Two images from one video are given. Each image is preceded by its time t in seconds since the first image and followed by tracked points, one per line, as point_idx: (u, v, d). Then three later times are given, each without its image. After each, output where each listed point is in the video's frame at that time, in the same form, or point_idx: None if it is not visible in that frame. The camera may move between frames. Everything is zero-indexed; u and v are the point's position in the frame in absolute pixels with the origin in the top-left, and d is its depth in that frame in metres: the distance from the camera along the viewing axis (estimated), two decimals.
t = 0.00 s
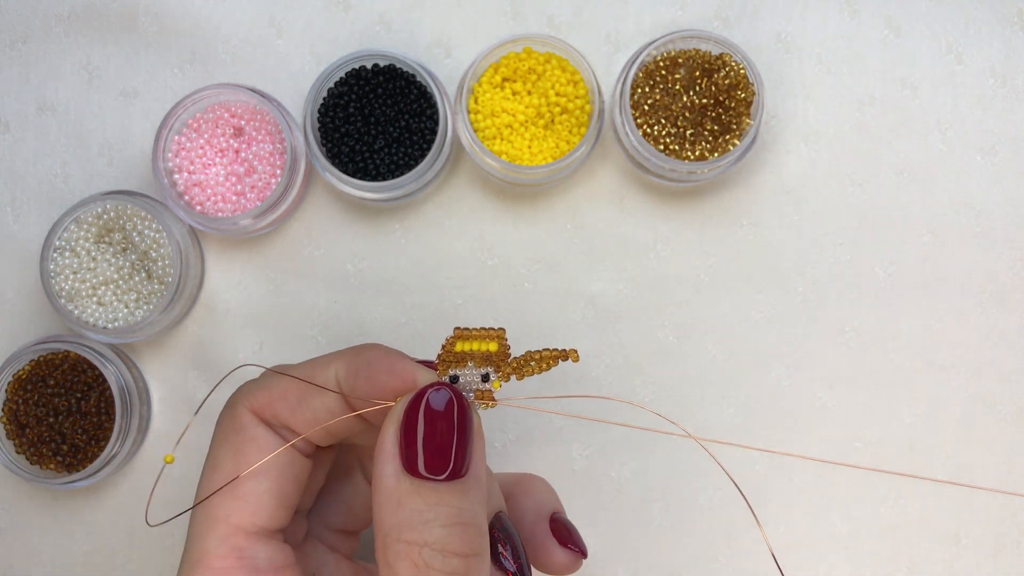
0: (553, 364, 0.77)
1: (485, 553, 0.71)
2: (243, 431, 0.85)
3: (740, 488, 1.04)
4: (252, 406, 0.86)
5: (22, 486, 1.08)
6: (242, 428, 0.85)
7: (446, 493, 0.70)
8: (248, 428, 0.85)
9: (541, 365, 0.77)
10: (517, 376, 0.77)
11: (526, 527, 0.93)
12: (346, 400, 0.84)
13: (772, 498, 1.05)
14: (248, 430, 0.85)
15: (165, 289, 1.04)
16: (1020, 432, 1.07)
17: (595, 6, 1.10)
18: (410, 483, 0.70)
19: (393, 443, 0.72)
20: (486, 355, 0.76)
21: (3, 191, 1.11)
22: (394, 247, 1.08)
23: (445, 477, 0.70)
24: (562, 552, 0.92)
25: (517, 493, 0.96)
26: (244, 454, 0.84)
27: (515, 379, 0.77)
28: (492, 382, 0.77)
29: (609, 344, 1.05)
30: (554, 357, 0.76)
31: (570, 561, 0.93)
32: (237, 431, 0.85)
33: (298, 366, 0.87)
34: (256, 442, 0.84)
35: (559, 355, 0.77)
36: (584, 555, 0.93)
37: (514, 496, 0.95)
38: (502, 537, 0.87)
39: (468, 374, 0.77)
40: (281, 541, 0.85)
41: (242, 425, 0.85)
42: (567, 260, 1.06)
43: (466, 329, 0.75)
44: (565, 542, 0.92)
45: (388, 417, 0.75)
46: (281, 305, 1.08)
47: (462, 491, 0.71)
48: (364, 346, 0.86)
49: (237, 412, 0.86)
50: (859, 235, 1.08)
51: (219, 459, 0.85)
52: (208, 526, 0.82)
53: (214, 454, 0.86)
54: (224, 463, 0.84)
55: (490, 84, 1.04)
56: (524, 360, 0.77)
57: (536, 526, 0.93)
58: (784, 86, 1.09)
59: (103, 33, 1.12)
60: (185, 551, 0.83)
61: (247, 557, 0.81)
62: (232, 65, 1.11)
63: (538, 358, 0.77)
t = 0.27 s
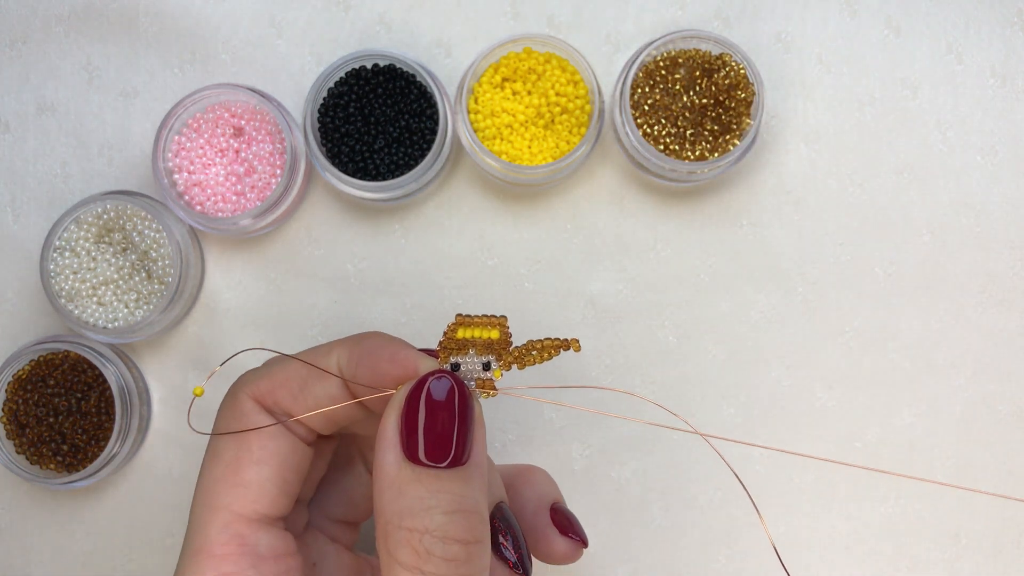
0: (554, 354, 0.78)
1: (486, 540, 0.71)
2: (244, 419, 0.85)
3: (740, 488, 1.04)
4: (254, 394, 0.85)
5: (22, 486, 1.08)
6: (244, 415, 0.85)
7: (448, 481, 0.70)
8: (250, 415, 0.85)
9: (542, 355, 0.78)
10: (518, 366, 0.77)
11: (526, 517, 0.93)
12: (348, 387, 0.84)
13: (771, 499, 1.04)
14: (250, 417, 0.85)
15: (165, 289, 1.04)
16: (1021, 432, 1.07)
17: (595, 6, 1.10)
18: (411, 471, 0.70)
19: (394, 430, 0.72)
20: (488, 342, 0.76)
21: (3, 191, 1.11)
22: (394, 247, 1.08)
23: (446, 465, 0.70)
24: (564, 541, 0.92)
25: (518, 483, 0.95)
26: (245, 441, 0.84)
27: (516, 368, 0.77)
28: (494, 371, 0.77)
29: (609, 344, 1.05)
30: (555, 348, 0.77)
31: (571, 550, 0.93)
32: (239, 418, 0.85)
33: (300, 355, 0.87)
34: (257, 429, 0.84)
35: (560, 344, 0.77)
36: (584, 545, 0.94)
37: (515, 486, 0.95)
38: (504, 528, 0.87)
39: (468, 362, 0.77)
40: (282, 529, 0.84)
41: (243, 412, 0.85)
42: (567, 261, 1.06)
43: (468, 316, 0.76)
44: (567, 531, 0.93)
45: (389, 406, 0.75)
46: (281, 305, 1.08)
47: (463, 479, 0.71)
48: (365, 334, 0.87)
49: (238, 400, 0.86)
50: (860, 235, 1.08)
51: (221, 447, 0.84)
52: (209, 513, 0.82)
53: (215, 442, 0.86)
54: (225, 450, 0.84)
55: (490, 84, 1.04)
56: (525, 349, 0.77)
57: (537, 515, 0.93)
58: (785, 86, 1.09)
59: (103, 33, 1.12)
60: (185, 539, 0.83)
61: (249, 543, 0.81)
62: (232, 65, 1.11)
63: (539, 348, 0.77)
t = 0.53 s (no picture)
0: (571, 343, 0.78)
1: (504, 524, 0.71)
2: (267, 402, 0.84)
3: (740, 488, 1.04)
4: (278, 377, 0.85)
5: (22, 486, 1.08)
6: (267, 397, 0.84)
7: (466, 464, 0.70)
8: (273, 398, 0.84)
9: (559, 344, 0.78)
10: (535, 353, 0.78)
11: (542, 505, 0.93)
12: (371, 372, 0.84)
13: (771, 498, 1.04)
14: (273, 400, 0.84)
15: (165, 289, 1.04)
16: (1020, 432, 1.07)
17: (596, 6, 1.10)
18: (430, 453, 0.70)
19: (413, 414, 0.72)
20: (506, 328, 0.76)
21: (3, 191, 1.11)
22: (394, 247, 1.08)
23: (465, 448, 0.70)
24: (582, 530, 0.91)
25: (536, 473, 0.95)
26: (269, 423, 0.83)
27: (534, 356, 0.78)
28: (511, 359, 0.77)
29: (609, 344, 1.05)
30: (575, 338, 0.77)
31: (590, 539, 0.91)
32: (262, 401, 0.84)
33: (323, 339, 0.87)
34: (281, 412, 0.83)
35: (577, 334, 0.77)
36: (604, 535, 0.92)
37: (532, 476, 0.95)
38: (521, 516, 0.88)
39: (487, 347, 0.77)
40: (304, 510, 0.84)
41: (266, 394, 0.84)
42: (567, 260, 1.06)
43: (487, 300, 0.75)
44: (586, 520, 0.91)
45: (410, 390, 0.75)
46: (281, 305, 1.08)
47: (481, 463, 0.70)
48: (387, 320, 0.86)
49: (261, 382, 0.85)
50: (859, 235, 1.08)
51: (244, 429, 0.84)
52: (232, 493, 0.81)
53: (239, 424, 0.85)
54: (249, 432, 0.83)
55: (490, 85, 1.04)
56: (543, 338, 0.77)
57: (555, 504, 0.92)
58: (785, 85, 1.09)
59: (103, 33, 1.12)
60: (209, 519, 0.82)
61: (272, 522, 0.80)
62: (232, 65, 1.11)
63: (557, 336, 0.77)
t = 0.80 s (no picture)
0: (554, 330, 0.76)
1: (491, 506, 0.70)
2: (259, 389, 0.84)
3: (740, 488, 1.04)
4: (267, 364, 0.84)
5: (22, 486, 1.08)
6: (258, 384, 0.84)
7: (452, 449, 0.68)
8: (264, 385, 0.84)
9: (542, 330, 0.76)
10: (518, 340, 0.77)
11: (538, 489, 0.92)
12: (359, 358, 0.83)
13: (771, 499, 1.04)
14: (264, 387, 0.83)
15: (165, 289, 1.04)
16: (1020, 432, 1.07)
17: (596, 6, 1.10)
18: (415, 440, 0.69)
19: (397, 400, 0.70)
20: (488, 313, 0.74)
21: (3, 191, 1.11)
22: (394, 247, 1.08)
23: (450, 434, 0.68)
24: (578, 512, 0.91)
25: (531, 458, 0.95)
26: (260, 410, 0.83)
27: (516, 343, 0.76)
28: (494, 344, 0.75)
29: (610, 344, 1.05)
30: (558, 323, 0.75)
31: (585, 521, 0.91)
32: (253, 388, 0.84)
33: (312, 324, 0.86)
34: (272, 399, 0.83)
35: (561, 320, 0.75)
36: (599, 517, 0.92)
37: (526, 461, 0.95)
38: (513, 499, 0.86)
39: (469, 333, 0.75)
40: (298, 496, 0.84)
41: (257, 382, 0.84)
42: (567, 260, 1.06)
43: (467, 283, 0.74)
44: (581, 502, 0.91)
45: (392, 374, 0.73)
46: (281, 305, 1.08)
47: (467, 447, 0.69)
48: (376, 305, 0.85)
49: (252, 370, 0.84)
50: (860, 235, 1.08)
51: (236, 416, 0.83)
52: (225, 480, 0.81)
53: (231, 411, 0.85)
54: (240, 420, 0.83)
55: (490, 84, 1.04)
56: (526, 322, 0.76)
57: (550, 487, 0.92)
58: (785, 85, 1.09)
59: (103, 32, 1.12)
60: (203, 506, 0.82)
61: (266, 508, 0.80)
62: (232, 65, 1.11)
63: (539, 322, 0.75)
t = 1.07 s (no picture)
0: (543, 335, 0.74)
1: (482, 510, 0.70)
2: (252, 394, 0.84)
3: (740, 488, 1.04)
4: (259, 368, 0.85)
5: (22, 485, 1.08)
6: (250, 389, 0.84)
7: (442, 453, 0.68)
8: (257, 390, 0.84)
9: (531, 335, 0.74)
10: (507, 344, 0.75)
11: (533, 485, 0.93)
12: (351, 362, 0.83)
13: (771, 499, 1.04)
14: (257, 392, 0.84)
15: (165, 289, 1.04)
16: (1020, 432, 1.07)
17: (596, 6, 1.10)
18: (405, 444, 0.68)
19: (387, 405, 0.70)
20: (475, 317, 0.72)
21: (3, 191, 1.11)
22: (394, 247, 1.08)
23: (440, 438, 0.68)
24: (573, 508, 0.91)
25: (524, 456, 0.95)
26: (253, 415, 0.83)
27: (506, 348, 0.75)
28: (483, 350, 0.74)
29: (609, 344, 1.05)
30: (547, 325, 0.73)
31: (581, 517, 0.91)
32: (246, 393, 0.84)
33: (303, 328, 0.86)
34: (265, 403, 0.83)
35: (549, 325, 0.73)
36: (595, 512, 0.92)
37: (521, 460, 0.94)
38: (504, 501, 0.86)
39: (457, 338, 0.74)
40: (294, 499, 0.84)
41: (249, 386, 0.84)
42: (567, 260, 1.06)
43: (455, 289, 0.72)
44: (575, 498, 0.91)
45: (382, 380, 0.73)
46: (281, 305, 1.08)
47: (457, 451, 0.69)
48: (369, 308, 0.85)
49: (245, 375, 0.85)
50: (860, 235, 1.08)
51: (229, 422, 0.84)
52: (220, 485, 0.81)
53: (225, 416, 0.85)
54: (233, 426, 0.83)
55: (490, 84, 1.04)
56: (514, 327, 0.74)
57: (544, 485, 0.92)
58: (785, 85, 1.09)
59: (103, 32, 1.12)
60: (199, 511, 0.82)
61: (261, 513, 0.80)
62: (232, 65, 1.11)
63: (528, 327, 0.74)
